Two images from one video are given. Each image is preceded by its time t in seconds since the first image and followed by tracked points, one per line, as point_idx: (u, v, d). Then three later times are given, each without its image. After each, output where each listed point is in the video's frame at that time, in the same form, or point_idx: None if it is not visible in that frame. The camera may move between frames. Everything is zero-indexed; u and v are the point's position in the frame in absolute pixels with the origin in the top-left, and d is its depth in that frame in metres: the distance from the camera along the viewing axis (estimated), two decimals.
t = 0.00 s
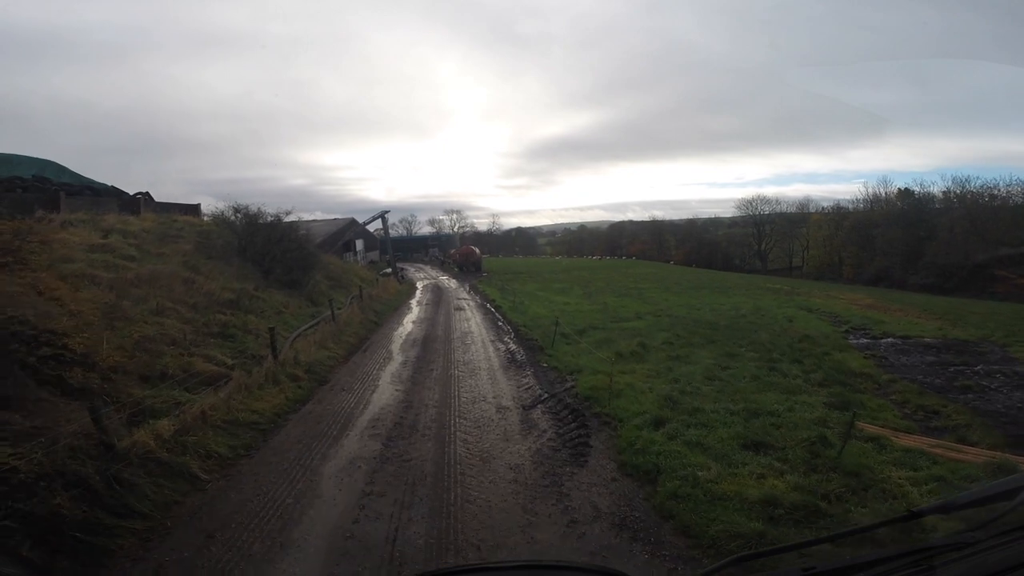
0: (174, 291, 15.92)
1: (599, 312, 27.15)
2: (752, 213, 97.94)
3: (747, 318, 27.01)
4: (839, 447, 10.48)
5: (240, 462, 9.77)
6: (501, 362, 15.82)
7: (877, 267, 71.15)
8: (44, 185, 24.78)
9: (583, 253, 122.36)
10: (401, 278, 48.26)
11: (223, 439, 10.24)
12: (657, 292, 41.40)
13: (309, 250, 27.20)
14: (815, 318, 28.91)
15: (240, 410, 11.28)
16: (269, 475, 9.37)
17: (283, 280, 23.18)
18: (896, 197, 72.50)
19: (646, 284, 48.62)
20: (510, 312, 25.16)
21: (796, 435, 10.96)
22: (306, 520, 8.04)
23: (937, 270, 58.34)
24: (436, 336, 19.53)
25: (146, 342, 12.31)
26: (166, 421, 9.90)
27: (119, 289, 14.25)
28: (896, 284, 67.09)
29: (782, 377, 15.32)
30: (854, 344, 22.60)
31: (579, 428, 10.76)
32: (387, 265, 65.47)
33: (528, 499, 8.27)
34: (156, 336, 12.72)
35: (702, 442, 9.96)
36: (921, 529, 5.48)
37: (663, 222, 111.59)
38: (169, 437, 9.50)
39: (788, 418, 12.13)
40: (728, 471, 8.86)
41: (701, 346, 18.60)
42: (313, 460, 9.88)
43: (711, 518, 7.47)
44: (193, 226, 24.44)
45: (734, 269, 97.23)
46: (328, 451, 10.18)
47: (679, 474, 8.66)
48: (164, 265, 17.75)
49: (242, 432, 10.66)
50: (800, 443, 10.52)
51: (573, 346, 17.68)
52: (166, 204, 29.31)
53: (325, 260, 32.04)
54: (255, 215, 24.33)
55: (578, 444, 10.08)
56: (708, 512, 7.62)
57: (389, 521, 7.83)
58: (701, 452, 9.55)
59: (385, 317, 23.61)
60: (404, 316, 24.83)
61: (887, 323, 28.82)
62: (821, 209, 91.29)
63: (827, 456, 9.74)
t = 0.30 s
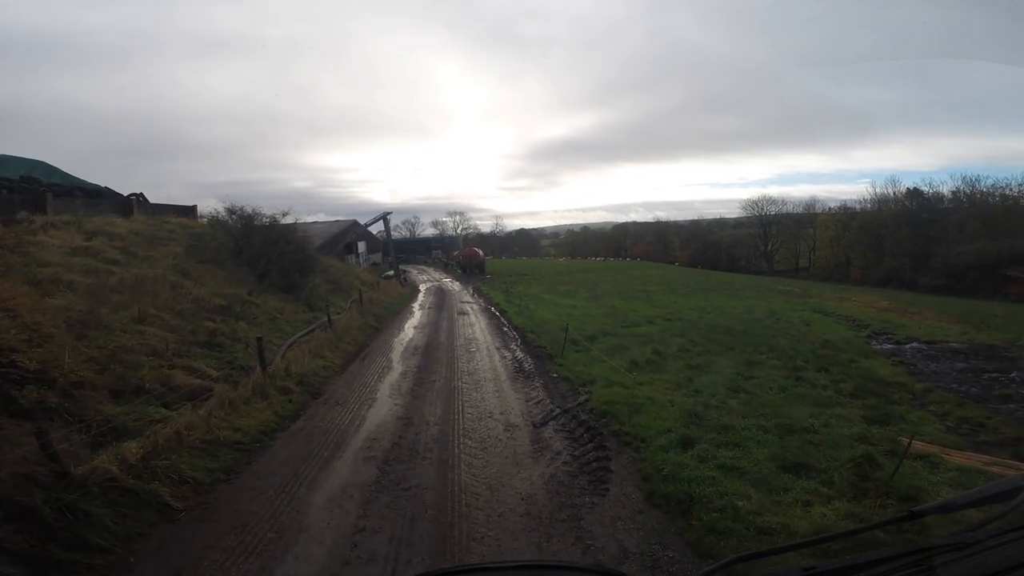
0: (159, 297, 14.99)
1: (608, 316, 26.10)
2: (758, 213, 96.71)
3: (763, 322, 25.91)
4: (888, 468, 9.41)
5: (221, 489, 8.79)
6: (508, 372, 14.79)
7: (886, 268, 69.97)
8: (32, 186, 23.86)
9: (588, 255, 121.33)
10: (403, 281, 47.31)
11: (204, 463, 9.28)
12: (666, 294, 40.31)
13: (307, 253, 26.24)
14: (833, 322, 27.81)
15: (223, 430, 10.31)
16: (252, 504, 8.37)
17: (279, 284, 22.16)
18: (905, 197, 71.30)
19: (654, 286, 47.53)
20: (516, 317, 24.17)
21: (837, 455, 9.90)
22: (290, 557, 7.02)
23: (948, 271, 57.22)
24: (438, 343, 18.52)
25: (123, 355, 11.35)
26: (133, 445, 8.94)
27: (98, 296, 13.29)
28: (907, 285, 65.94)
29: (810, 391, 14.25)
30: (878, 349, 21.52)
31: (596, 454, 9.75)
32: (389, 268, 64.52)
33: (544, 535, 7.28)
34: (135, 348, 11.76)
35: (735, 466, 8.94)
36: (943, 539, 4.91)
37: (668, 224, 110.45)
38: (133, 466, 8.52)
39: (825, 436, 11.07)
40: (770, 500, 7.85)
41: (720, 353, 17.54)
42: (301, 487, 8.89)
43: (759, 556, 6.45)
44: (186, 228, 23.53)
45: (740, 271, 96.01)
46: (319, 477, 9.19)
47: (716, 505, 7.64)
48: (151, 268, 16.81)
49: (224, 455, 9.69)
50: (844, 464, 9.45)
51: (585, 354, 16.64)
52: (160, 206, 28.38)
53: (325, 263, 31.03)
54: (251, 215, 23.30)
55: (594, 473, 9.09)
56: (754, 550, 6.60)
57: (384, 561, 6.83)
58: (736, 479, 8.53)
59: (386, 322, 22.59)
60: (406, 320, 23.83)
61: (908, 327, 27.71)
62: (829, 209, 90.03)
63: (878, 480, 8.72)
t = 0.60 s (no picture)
0: (144, 295, 14.02)
1: (619, 319, 25.03)
2: (767, 215, 95.41)
3: (781, 328, 24.80)
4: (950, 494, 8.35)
5: (194, 514, 7.79)
6: (517, 380, 13.74)
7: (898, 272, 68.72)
8: (21, 176, 22.93)
9: (594, 255, 120.14)
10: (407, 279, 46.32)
11: (175, 485, 8.32)
12: (676, 297, 39.18)
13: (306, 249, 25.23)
14: (854, 328, 26.66)
15: (200, 449, 9.31)
16: (227, 533, 7.33)
17: (277, 282, 21.12)
18: (917, 200, 70.11)
19: (664, 287, 46.35)
20: (525, 318, 23.09)
21: (889, 478, 8.83)
22: None
23: (960, 276, 56.02)
24: (442, 346, 17.47)
25: (95, 363, 10.42)
26: (96, 467, 7.95)
27: (75, 295, 12.34)
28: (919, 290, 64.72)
29: (844, 406, 13.16)
30: (907, 357, 20.38)
31: (618, 480, 8.68)
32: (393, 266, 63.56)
33: None
34: (108, 355, 10.84)
35: (777, 494, 7.90)
36: (943, 539, 5.25)
37: (675, 225, 109.17)
38: (92, 493, 7.51)
39: (871, 455, 9.99)
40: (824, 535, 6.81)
41: (742, 361, 16.45)
42: (283, 514, 7.84)
43: None
44: (181, 222, 22.55)
45: (749, 273, 94.68)
46: (305, 502, 8.15)
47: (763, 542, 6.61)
48: (138, 264, 15.85)
49: (199, 477, 8.67)
50: (899, 488, 8.40)
51: (599, 361, 15.57)
52: (156, 199, 27.40)
53: (326, 260, 30.01)
54: (248, 209, 22.28)
55: (618, 504, 8.02)
56: None
57: None
58: (780, 510, 7.49)
59: (388, 323, 21.56)
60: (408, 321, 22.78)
61: (932, 334, 26.53)
62: (839, 212, 88.62)
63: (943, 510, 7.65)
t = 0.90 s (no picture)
0: (120, 304, 12.97)
1: (630, 319, 23.90)
2: (773, 210, 94.12)
3: (799, 327, 23.65)
4: None
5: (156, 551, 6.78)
6: (524, 391, 12.63)
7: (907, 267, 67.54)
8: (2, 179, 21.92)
9: (597, 253, 119.04)
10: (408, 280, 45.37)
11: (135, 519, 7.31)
12: (685, 295, 38.04)
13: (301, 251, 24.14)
14: (874, 326, 25.54)
15: (168, 478, 8.26)
16: None
17: (269, 286, 20.02)
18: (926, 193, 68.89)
19: (671, 285, 45.23)
20: (531, 320, 22.01)
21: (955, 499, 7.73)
22: None
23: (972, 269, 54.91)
24: (443, 353, 16.35)
25: (56, 382, 9.44)
26: (42, 505, 6.90)
27: (40, 306, 11.35)
28: (929, 284, 63.59)
29: (883, 415, 12.04)
30: (937, 357, 19.24)
31: (646, 511, 7.60)
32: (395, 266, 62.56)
33: None
34: (73, 371, 9.86)
35: (831, 524, 6.83)
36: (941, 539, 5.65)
37: (679, 221, 107.96)
38: (35, 535, 6.49)
39: (927, 471, 8.88)
40: None
41: (766, 365, 15.35)
42: (260, 553, 6.76)
43: None
44: (169, 224, 21.50)
45: (755, 269, 93.50)
46: (285, 540, 7.09)
47: None
48: (117, 269, 14.85)
49: (165, 511, 7.62)
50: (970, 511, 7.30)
51: (613, 367, 14.44)
52: (146, 200, 26.35)
53: (323, 262, 28.91)
54: (238, 209, 21.17)
55: (648, 539, 6.93)
56: None
57: None
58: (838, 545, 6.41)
59: (387, 327, 20.45)
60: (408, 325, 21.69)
61: (957, 332, 25.38)
62: (846, 206, 87.34)
63: None
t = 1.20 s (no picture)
0: (93, 316, 11.93)
1: (641, 322, 22.79)
2: (777, 207, 92.94)
3: (818, 328, 22.57)
4: None
5: None
6: (534, 408, 11.54)
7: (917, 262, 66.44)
8: None
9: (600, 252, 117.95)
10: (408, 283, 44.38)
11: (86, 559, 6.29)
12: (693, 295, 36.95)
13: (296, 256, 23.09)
14: (895, 326, 24.49)
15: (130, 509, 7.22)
16: None
17: (260, 292, 18.92)
18: (933, 188, 67.85)
19: (677, 284, 44.19)
20: (538, 324, 20.97)
21: None
22: None
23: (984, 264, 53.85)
24: (445, 362, 15.29)
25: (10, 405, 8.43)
26: None
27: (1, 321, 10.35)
28: (939, 280, 62.49)
29: (931, 427, 10.94)
30: (969, 358, 18.19)
31: (683, 550, 6.51)
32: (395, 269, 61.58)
33: None
34: (31, 391, 8.85)
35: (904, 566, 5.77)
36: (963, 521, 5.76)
37: (682, 218, 106.81)
38: None
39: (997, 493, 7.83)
40: None
41: (793, 373, 14.29)
42: None
43: None
44: (156, 229, 20.47)
45: (760, 266, 92.31)
46: None
47: None
48: (93, 278, 13.84)
49: (123, 551, 6.58)
50: None
51: (629, 376, 13.31)
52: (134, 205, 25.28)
53: (320, 266, 27.83)
54: (228, 212, 20.09)
55: None
56: None
57: None
58: None
59: (386, 334, 19.38)
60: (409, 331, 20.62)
61: (981, 330, 24.33)
62: (852, 201, 86.19)
63: None
